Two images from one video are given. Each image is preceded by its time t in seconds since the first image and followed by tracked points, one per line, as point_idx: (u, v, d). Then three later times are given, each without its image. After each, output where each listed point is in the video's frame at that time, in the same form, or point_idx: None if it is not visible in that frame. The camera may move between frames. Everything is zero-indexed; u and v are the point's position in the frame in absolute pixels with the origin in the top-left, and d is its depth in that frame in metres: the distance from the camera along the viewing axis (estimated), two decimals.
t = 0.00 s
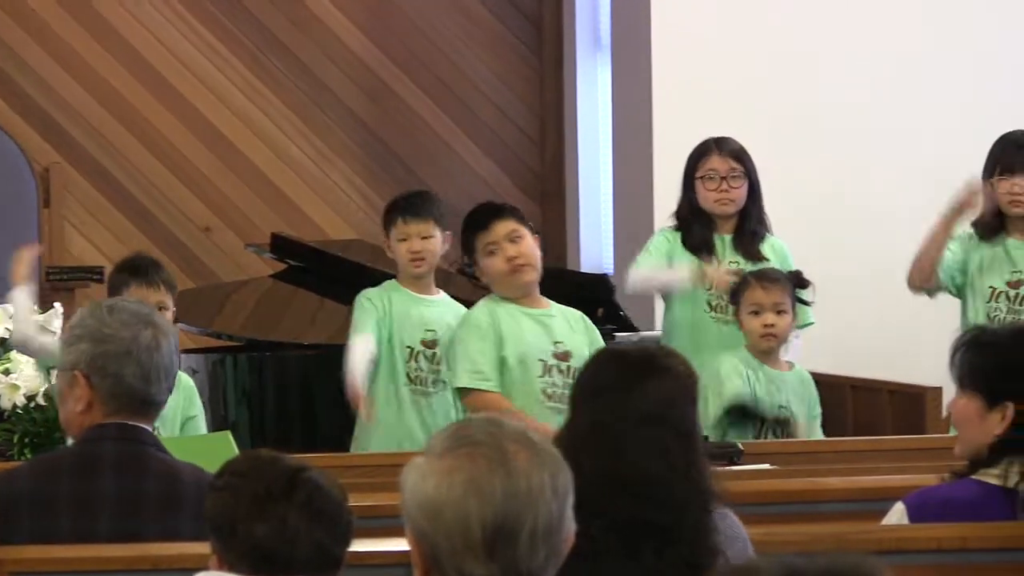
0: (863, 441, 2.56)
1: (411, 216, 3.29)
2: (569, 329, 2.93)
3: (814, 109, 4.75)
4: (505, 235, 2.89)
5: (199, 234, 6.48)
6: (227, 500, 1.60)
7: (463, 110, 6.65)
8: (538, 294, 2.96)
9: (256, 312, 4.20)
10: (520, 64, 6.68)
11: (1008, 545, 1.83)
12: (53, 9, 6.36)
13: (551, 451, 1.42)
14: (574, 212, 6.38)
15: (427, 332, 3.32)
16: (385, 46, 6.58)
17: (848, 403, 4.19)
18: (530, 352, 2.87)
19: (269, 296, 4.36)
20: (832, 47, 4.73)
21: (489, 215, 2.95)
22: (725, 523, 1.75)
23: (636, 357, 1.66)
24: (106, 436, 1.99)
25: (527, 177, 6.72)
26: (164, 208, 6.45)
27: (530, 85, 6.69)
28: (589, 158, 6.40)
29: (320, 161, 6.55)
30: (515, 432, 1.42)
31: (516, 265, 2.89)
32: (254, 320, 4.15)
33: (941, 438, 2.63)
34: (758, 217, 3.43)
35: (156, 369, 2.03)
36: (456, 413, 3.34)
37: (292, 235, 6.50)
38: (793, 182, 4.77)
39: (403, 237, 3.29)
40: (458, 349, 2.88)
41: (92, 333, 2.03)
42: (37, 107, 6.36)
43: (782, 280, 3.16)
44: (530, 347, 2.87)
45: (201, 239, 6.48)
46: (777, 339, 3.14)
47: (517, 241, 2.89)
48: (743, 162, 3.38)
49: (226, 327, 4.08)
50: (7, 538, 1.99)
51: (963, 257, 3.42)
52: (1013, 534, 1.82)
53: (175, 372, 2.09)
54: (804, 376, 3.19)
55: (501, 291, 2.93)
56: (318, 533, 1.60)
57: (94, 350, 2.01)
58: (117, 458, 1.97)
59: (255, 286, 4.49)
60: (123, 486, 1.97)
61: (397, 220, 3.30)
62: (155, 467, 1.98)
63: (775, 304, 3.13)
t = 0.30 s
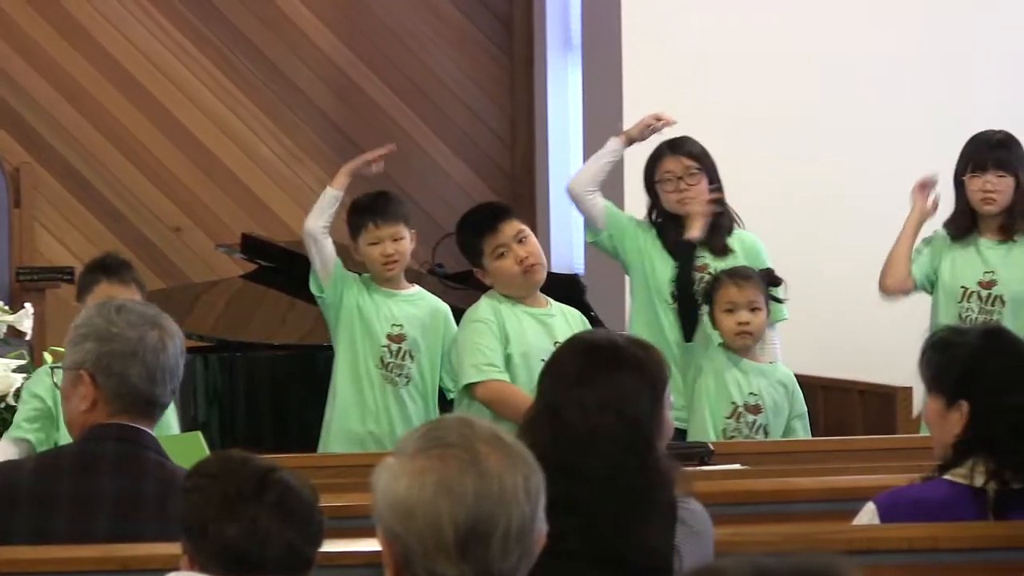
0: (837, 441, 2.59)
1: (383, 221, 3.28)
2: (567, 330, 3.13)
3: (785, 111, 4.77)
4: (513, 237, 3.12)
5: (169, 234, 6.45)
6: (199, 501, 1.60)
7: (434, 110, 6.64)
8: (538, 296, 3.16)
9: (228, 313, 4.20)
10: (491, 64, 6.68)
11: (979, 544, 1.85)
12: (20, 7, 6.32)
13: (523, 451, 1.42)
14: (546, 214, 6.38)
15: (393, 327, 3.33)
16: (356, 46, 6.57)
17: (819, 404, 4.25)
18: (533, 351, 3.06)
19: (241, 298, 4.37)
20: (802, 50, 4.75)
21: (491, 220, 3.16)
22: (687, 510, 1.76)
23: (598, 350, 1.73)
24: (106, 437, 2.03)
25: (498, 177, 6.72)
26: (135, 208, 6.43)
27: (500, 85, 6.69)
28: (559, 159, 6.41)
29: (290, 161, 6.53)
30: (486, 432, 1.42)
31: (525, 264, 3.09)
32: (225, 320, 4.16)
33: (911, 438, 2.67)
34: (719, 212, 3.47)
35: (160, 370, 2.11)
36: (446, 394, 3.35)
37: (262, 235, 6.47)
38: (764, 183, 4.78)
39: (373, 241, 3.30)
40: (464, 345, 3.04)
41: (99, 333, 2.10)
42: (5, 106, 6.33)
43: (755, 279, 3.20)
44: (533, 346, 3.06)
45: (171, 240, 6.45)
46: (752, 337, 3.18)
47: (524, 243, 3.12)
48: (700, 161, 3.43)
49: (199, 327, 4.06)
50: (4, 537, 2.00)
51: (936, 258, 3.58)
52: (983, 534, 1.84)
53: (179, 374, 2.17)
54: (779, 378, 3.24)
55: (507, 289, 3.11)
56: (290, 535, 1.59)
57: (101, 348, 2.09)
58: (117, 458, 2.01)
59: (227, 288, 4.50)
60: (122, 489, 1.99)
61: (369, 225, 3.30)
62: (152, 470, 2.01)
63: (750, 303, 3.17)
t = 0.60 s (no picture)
0: (821, 441, 2.61)
1: (371, 222, 3.30)
2: (540, 325, 3.01)
3: (767, 112, 4.79)
4: (494, 249, 2.91)
5: (152, 234, 6.43)
6: (182, 500, 1.60)
7: (417, 110, 6.65)
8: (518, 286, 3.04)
9: (210, 313, 4.19)
10: (474, 64, 6.69)
11: (961, 544, 1.86)
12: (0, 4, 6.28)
13: (507, 449, 1.44)
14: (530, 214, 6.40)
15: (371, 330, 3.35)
16: (339, 46, 6.56)
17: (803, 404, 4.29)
18: (490, 345, 2.98)
19: (225, 298, 4.37)
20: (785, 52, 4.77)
21: (474, 224, 2.94)
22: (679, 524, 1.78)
23: (597, 353, 1.71)
24: (103, 437, 2.05)
25: (481, 177, 6.73)
26: (117, 207, 6.40)
27: (482, 85, 6.70)
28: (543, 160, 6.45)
29: (275, 161, 6.52)
30: (470, 431, 1.43)
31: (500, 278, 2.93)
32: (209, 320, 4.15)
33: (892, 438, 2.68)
34: (701, 215, 3.49)
35: (157, 370, 2.12)
36: (424, 395, 3.37)
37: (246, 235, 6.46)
38: (747, 184, 4.81)
39: (359, 241, 3.31)
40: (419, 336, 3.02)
41: (97, 333, 2.12)
42: None
43: (744, 282, 3.24)
44: (491, 341, 2.98)
45: (155, 240, 6.43)
46: (738, 338, 3.24)
47: (505, 256, 2.92)
48: (687, 162, 3.42)
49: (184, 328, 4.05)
50: None
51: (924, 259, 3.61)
52: (967, 534, 1.86)
53: (176, 376, 2.18)
54: (756, 386, 3.26)
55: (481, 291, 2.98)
56: (274, 535, 1.60)
57: (99, 348, 2.10)
58: (115, 459, 2.02)
59: (210, 287, 4.50)
60: (113, 489, 2.00)
61: (357, 225, 3.31)
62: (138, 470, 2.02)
63: (737, 303, 3.21)
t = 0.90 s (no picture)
0: (812, 440, 2.61)
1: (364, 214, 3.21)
2: (470, 323, 2.72)
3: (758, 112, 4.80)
4: (435, 243, 2.64)
5: (141, 234, 6.42)
6: (171, 501, 1.59)
7: (406, 110, 6.65)
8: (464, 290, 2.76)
9: (200, 313, 4.19)
10: (464, 64, 6.68)
11: (951, 544, 1.87)
12: None
13: (497, 450, 1.44)
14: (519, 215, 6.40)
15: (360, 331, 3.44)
16: (329, 47, 6.55)
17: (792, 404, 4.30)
18: (411, 343, 2.71)
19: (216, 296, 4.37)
20: (775, 52, 4.78)
21: (423, 212, 2.65)
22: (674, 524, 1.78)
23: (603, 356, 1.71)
24: (79, 437, 2.05)
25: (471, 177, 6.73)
26: (106, 206, 6.39)
27: (472, 85, 6.70)
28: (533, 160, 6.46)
29: (265, 161, 6.52)
30: (461, 430, 1.43)
31: (437, 277, 2.67)
32: (197, 320, 4.14)
33: (881, 438, 2.69)
34: (694, 216, 3.50)
35: (128, 370, 2.11)
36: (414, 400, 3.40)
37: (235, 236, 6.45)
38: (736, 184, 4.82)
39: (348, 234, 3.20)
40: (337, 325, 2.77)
41: (68, 335, 2.10)
42: None
43: (726, 282, 3.26)
44: (410, 337, 2.71)
45: (144, 241, 6.42)
46: (716, 339, 3.23)
47: (447, 254, 2.65)
48: (679, 160, 3.46)
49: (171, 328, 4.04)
50: None
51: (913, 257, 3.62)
52: (958, 534, 1.86)
53: (148, 374, 2.18)
54: (741, 389, 3.22)
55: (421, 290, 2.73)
56: (262, 536, 1.60)
57: (70, 351, 2.09)
58: (91, 459, 2.02)
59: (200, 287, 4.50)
60: (89, 490, 2.00)
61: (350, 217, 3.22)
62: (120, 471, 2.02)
63: (716, 303, 3.22)
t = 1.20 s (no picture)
0: (804, 439, 2.62)
1: (336, 217, 3.15)
2: (394, 326, 2.78)
3: (743, 113, 4.81)
4: (385, 239, 2.74)
5: (124, 235, 6.40)
6: (154, 501, 1.59)
7: (389, 111, 6.64)
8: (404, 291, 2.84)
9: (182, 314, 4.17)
10: (448, 65, 6.68)
11: (932, 545, 1.88)
12: None
13: (480, 449, 1.44)
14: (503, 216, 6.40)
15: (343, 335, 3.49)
16: (312, 47, 6.53)
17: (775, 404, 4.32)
18: (339, 349, 2.81)
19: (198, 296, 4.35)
20: (761, 54, 4.79)
21: (382, 207, 2.78)
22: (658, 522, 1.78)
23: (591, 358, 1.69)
24: (24, 440, 2.03)
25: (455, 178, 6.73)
26: (87, 206, 6.37)
27: (456, 86, 6.69)
28: (516, 161, 6.46)
29: (247, 162, 6.50)
30: (443, 430, 1.43)
31: (377, 270, 2.76)
32: (180, 320, 4.13)
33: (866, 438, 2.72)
34: (679, 214, 3.49)
35: (71, 370, 2.06)
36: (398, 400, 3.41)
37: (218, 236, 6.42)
38: (719, 185, 4.83)
39: (322, 237, 3.12)
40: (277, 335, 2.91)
41: (6, 339, 2.05)
42: None
43: (705, 282, 3.22)
44: (339, 344, 2.81)
45: (127, 242, 6.40)
46: (694, 340, 3.23)
47: (393, 251, 2.75)
48: (664, 161, 3.46)
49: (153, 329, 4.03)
50: None
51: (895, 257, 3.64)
52: (939, 535, 1.87)
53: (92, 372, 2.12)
54: (724, 388, 3.24)
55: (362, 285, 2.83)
56: (244, 536, 1.60)
57: (10, 354, 2.03)
58: (36, 462, 2.00)
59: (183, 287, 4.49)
60: (42, 491, 2.00)
61: (321, 221, 3.16)
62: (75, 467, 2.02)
63: (694, 306, 3.20)
